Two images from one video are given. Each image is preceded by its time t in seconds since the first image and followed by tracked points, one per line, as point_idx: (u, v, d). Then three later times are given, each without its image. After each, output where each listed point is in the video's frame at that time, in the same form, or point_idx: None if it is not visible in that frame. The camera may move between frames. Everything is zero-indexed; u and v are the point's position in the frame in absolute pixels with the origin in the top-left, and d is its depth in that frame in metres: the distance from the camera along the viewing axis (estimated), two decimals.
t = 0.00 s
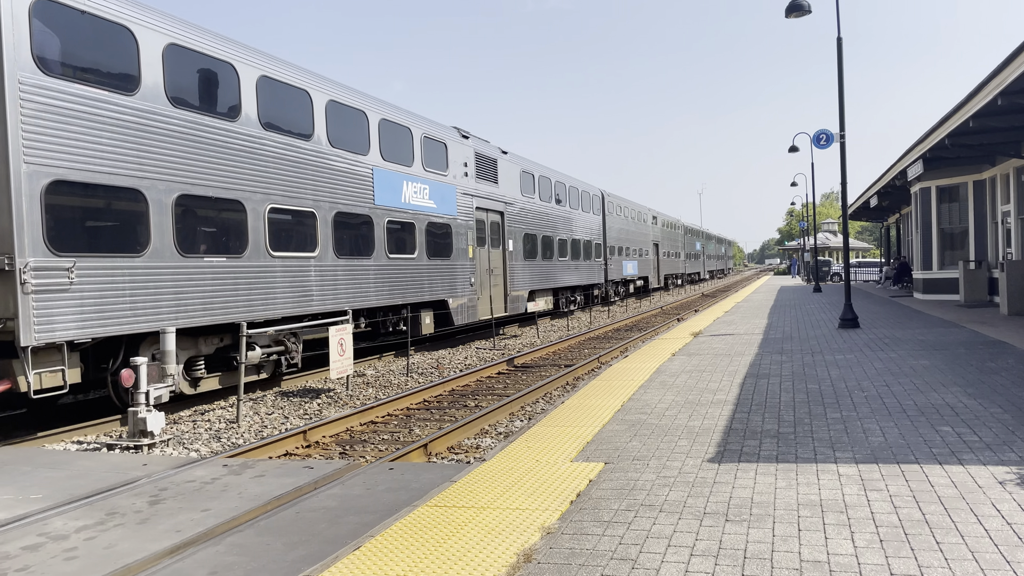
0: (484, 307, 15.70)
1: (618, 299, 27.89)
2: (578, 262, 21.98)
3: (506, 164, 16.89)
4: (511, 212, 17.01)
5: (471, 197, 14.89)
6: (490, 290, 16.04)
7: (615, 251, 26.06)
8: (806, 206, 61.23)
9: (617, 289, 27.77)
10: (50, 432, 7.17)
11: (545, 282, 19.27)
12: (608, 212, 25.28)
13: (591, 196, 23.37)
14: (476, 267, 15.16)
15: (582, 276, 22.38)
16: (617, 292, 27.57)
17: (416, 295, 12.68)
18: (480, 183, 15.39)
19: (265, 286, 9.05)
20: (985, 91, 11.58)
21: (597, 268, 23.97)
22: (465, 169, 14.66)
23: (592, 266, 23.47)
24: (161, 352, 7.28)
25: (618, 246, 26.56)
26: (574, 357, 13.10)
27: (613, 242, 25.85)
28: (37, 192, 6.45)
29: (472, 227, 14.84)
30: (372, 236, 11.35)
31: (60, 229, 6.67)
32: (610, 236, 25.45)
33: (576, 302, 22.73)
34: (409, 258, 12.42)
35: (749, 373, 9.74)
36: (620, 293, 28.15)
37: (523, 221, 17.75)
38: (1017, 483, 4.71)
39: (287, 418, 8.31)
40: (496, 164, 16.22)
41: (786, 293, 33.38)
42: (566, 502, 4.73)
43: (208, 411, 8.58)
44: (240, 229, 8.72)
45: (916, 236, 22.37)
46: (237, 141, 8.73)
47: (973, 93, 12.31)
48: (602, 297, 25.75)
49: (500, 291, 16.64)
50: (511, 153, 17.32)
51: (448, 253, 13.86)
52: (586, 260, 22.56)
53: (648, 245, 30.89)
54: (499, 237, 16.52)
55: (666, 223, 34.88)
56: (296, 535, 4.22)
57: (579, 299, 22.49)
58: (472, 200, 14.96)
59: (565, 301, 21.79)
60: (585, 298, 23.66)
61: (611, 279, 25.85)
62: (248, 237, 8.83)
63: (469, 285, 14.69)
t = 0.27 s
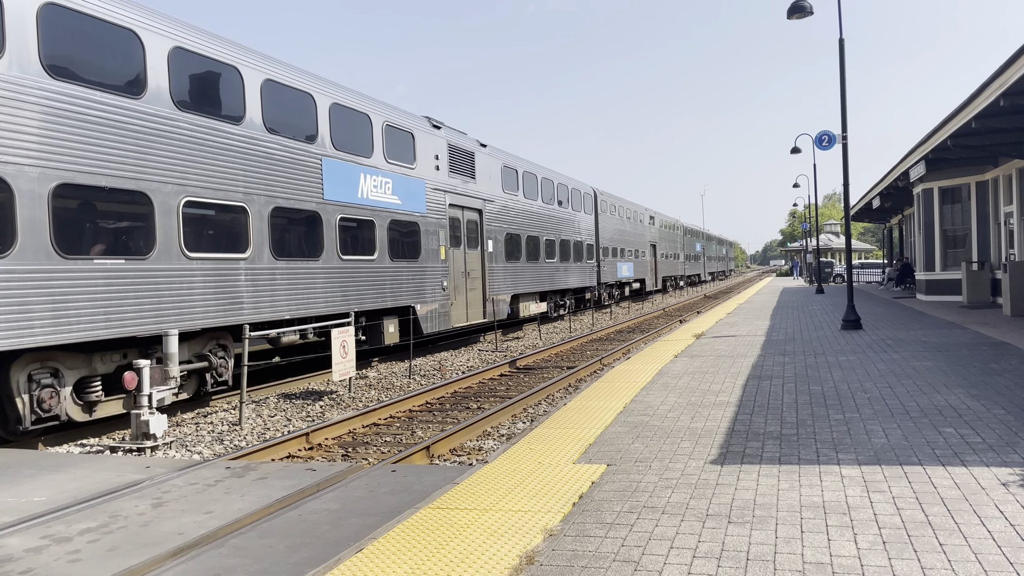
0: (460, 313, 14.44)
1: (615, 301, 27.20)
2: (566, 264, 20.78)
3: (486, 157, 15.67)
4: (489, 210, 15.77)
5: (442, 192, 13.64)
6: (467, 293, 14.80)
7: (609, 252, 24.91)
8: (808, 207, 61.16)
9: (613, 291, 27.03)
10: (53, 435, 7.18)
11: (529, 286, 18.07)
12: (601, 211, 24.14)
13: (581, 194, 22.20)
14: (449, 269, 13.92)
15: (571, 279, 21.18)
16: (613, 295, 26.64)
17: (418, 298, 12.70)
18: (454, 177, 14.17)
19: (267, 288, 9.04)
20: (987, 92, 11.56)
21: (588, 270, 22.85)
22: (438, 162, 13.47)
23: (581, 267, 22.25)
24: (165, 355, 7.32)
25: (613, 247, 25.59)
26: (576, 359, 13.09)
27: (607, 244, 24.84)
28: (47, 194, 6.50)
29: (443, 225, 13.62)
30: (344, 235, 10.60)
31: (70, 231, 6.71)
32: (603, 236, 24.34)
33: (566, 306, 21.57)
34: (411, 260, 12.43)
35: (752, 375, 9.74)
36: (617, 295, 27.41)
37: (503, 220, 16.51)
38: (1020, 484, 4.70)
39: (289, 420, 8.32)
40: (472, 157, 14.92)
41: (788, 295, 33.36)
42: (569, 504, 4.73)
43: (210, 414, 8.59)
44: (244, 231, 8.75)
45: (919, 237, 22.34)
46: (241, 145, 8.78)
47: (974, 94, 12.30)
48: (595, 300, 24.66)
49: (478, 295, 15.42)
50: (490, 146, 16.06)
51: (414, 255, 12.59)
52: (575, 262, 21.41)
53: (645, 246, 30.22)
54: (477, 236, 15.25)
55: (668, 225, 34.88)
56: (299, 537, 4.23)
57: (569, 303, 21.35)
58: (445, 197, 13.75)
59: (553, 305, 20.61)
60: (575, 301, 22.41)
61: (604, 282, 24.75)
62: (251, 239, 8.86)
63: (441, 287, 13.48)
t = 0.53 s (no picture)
0: (431, 319, 13.16)
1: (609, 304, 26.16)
2: (554, 265, 19.57)
3: (462, 149, 14.39)
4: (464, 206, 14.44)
5: (409, 185, 12.34)
6: (438, 297, 13.48)
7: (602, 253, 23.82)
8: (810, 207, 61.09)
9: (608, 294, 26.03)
10: (56, 435, 7.19)
11: (511, 289, 16.77)
12: (592, 209, 22.94)
13: (570, 191, 20.99)
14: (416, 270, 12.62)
15: (561, 282, 20.03)
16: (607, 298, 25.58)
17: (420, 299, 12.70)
18: (423, 170, 12.86)
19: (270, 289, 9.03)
20: (990, 92, 11.53)
21: (580, 272, 21.73)
22: (403, 152, 12.22)
23: (572, 269, 21.04)
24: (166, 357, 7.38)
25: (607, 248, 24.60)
26: (579, 360, 13.08)
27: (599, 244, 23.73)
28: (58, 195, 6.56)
29: (410, 222, 12.37)
30: (312, 233, 9.93)
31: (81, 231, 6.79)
32: (594, 236, 23.08)
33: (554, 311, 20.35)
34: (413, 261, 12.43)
35: (754, 376, 9.72)
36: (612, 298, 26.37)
37: (481, 218, 15.21)
38: None
39: (292, 421, 8.32)
40: (443, 147, 13.60)
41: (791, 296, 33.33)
42: (571, 506, 4.72)
43: (213, 415, 8.59)
44: (251, 232, 8.86)
45: (922, 237, 22.28)
46: (246, 148, 8.86)
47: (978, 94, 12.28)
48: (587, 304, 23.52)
49: (452, 299, 14.12)
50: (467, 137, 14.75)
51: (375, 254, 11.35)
52: (563, 262, 20.20)
53: (641, 246, 29.28)
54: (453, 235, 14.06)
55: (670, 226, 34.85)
56: (301, 538, 4.23)
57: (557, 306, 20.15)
58: (412, 191, 12.47)
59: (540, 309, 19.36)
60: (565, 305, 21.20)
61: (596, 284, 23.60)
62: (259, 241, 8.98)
63: (407, 291, 12.20)
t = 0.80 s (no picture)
0: (397, 325, 11.90)
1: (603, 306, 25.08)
2: (541, 265, 18.34)
3: (434, 138, 13.10)
4: (435, 200, 13.11)
5: (369, 176, 11.06)
6: (406, 301, 12.19)
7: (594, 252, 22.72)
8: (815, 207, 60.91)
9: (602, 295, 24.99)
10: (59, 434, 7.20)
11: (491, 291, 15.51)
12: (582, 206, 21.68)
13: (559, 186, 19.70)
14: (379, 271, 11.38)
15: (549, 283, 18.85)
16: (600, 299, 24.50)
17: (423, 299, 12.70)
18: (387, 159, 11.56)
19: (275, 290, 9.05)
20: (996, 93, 11.48)
21: (570, 272, 20.58)
22: (363, 139, 10.95)
23: (561, 268, 19.74)
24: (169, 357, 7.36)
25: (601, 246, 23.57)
26: (582, 361, 13.07)
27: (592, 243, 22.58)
28: (70, 196, 6.67)
29: (370, 218, 11.12)
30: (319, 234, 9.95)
31: (94, 234, 6.92)
32: (585, 234, 21.82)
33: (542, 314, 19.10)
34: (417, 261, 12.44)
35: (758, 377, 9.70)
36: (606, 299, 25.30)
37: (456, 213, 13.87)
38: None
39: (295, 422, 8.33)
40: (411, 135, 12.30)
41: (795, 297, 33.27)
42: (575, 506, 4.72)
43: (216, 415, 8.61)
44: (260, 231, 8.90)
45: (926, 239, 22.21)
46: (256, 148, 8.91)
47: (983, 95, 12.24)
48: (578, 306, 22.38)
49: (423, 302, 12.83)
50: (441, 125, 13.43)
51: (326, 253, 10.09)
52: (551, 262, 18.96)
53: (638, 245, 28.25)
54: (423, 231, 12.76)
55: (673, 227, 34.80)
56: (304, 538, 4.23)
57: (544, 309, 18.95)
58: (374, 183, 11.18)
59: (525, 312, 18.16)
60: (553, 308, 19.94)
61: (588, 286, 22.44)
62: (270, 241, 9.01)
63: (367, 293, 10.95)
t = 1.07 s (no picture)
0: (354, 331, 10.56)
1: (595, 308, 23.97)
2: (525, 266, 17.15)
3: (402, 125, 11.84)
4: (400, 193, 11.78)
5: (322, 164, 9.73)
6: (366, 303, 10.87)
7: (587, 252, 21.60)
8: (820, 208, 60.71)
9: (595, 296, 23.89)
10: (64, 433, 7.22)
11: (467, 293, 14.20)
12: (572, 203, 20.43)
13: (546, 182, 18.46)
14: (333, 269, 10.06)
15: (535, 285, 17.67)
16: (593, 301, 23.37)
17: (427, 298, 12.70)
18: (343, 146, 10.25)
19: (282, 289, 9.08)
20: (1002, 93, 11.42)
21: (561, 273, 19.44)
22: (314, 122, 9.64)
23: (548, 269, 18.50)
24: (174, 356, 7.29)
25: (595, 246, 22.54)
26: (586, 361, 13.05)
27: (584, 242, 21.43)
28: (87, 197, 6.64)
29: (324, 212, 9.78)
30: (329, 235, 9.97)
31: (109, 233, 6.87)
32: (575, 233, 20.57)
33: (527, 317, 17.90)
34: (421, 261, 12.45)
35: (762, 378, 9.67)
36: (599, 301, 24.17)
37: (425, 208, 12.56)
38: None
39: (299, 421, 8.33)
40: (372, 120, 11.01)
41: (799, 298, 33.19)
42: (578, 507, 4.71)
43: (220, 414, 8.62)
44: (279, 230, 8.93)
45: (932, 240, 22.13)
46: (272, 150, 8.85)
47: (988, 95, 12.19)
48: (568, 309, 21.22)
49: (387, 306, 11.50)
50: (409, 111, 12.20)
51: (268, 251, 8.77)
52: (537, 262, 17.73)
53: (635, 245, 27.18)
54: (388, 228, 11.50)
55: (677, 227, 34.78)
56: (308, 538, 4.23)
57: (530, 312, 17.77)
58: (327, 171, 9.83)
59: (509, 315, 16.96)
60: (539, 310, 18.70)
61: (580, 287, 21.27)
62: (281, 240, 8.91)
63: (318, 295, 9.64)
